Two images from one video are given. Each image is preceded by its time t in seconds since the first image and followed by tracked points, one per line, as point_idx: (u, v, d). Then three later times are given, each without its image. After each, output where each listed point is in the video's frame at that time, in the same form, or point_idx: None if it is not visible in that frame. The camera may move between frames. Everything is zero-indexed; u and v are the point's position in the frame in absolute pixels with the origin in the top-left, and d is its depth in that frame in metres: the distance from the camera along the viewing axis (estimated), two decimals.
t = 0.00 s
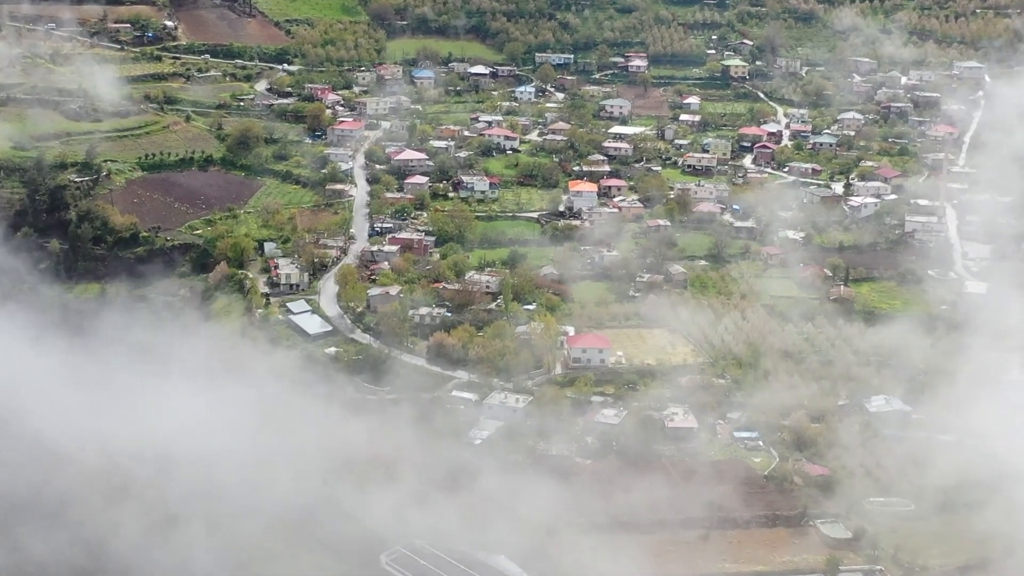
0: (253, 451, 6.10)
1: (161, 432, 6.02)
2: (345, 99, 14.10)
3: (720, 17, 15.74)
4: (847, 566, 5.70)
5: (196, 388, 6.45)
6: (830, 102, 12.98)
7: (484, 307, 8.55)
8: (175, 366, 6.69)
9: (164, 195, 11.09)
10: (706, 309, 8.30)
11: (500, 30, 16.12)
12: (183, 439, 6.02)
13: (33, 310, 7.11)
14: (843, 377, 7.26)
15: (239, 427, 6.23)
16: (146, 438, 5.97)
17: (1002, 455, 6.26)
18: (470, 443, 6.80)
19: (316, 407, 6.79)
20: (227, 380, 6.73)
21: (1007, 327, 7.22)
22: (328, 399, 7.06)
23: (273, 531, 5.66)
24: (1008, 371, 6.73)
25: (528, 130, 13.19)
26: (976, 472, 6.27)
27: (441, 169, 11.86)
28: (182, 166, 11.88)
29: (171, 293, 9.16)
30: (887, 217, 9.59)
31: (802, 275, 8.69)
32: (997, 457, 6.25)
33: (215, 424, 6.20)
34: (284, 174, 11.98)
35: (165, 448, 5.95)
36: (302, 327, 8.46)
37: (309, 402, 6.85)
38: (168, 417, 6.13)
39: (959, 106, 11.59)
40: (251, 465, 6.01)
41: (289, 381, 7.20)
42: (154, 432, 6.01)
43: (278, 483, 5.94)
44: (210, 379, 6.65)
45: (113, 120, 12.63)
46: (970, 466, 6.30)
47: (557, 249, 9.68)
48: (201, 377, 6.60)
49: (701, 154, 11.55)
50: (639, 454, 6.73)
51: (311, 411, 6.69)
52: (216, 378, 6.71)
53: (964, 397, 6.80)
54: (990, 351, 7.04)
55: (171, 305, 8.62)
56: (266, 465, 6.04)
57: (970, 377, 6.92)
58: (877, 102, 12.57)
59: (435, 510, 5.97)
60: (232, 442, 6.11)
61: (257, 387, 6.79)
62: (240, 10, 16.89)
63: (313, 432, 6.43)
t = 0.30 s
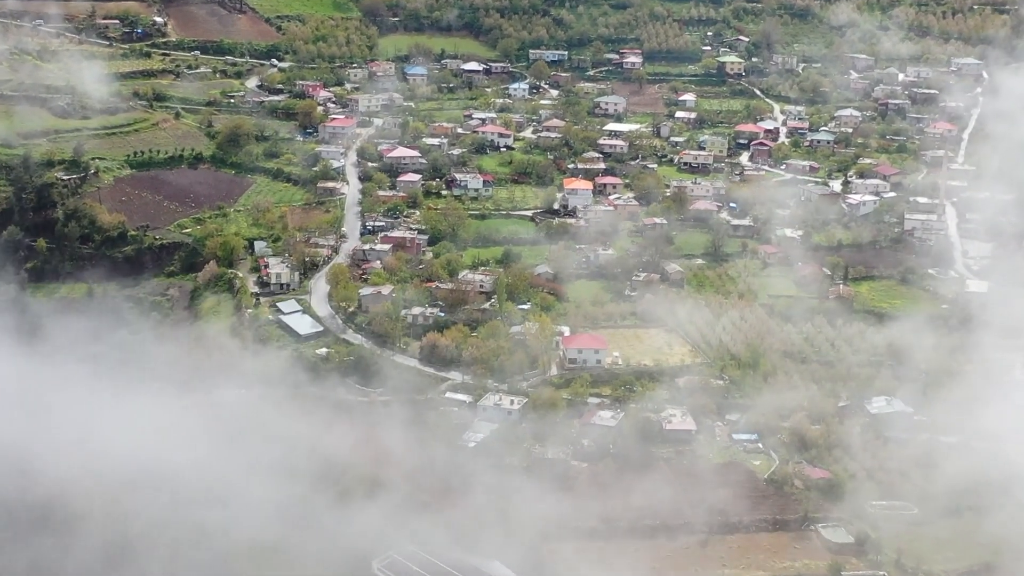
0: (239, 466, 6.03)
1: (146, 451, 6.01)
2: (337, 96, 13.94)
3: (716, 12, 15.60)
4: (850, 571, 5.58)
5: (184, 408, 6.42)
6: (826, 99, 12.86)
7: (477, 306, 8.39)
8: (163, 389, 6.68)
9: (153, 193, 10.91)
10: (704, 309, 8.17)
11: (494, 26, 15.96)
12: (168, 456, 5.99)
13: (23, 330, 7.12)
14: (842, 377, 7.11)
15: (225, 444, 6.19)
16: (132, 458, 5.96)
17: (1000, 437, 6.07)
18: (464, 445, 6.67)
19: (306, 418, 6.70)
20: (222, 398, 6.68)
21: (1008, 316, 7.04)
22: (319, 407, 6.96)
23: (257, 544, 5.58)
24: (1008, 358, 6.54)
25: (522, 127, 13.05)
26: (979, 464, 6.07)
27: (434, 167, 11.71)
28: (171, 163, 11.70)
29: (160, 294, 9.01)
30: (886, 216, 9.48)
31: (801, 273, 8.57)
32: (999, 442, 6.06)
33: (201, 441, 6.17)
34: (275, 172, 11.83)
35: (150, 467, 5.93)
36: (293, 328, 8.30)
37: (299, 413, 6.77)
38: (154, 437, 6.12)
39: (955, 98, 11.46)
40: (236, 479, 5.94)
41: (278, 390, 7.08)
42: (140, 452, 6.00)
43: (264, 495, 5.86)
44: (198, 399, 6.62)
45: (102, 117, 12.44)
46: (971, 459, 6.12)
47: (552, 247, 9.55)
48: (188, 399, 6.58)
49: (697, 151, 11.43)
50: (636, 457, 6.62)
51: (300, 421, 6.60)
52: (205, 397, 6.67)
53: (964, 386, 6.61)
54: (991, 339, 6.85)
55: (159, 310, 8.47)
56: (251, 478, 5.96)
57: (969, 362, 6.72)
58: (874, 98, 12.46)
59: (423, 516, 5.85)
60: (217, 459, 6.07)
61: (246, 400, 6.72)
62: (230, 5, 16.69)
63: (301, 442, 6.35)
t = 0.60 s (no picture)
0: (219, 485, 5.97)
1: (134, 464, 5.96)
2: (327, 93, 13.77)
3: (710, 9, 15.48)
4: None
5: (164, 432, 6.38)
6: (822, 96, 12.72)
7: (470, 306, 8.24)
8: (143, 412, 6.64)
9: (141, 191, 10.73)
10: (700, 308, 8.03)
11: (485, 22, 15.81)
12: (155, 472, 5.96)
13: None
14: (841, 377, 6.91)
15: (211, 464, 6.17)
16: (124, 467, 5.94)
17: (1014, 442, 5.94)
18: (457, 449, 6.56)
19: (289, 437, 6.61)
20: (217, 418, 6.73)
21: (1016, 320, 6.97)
22: (305, 425, 6.85)
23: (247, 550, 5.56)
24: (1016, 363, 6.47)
25: (514, 124, 12.89)
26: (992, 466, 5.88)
27: (425, 165, 11.56)
28: (158, 161, 11.52)
29: (145, 294, 8.81)
30: (885, 213, 9.31)
31: (798, 272, 8.42)
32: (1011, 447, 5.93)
33: (182, 462, 6.12)
34: (264, 170, 11.66)
35: (138, 479, 5.88)
36: (282, 329, 8.13)
37: (282, 431, 6.68)
38: (135, 453, 6.06)
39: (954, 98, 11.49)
40: (216, 498, 5.89)
41: (262, 407, 6.96)
42: (132, 462, 5.98)
43: (245, 512, 5.78)
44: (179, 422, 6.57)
45: (88, 113, 12.25)
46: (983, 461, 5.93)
47: (546, 246, 9.41)
48: (168, 422, 6.53)
49: (692, 148, 11.29)
50: (631, 461, 6.44)
51: (282, 441, 6.53)
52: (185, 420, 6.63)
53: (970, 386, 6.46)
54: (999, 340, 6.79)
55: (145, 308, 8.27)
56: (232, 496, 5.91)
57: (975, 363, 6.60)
58: (870, 95, 12.34)
59: (409, 529, 5.75)
60: (204, 475, 6.05)
61: (228, 424, 6.67)
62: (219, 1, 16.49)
63: (287, 461, 6.33)
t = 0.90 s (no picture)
0: (189, 504, 5.77)
1: (114, 473, 5.85)
2: (315, 91, 13.59)
3: (702, 5, 15.35)
4: None
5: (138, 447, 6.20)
6: (815, 92, 12.60)
7: (460, 306, 8.09)
8: (118, 421, 6.44)
9: (126, 190, 10.54)
10: (694, 307, 7.90)
11: (475, 19, 15.64)
12: (135, 481, 5.85)
13: None
14: (838, 378, 6.76)
15: (192, 472, 6.06)
16: (103, 474, 5.81)
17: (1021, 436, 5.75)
18: (447, 452, 6.40)
19: (269, 448, 6.41)
20: (199, 426, 6.60)
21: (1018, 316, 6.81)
22: (291, 433, 6.66)
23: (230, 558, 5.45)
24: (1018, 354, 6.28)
25: (504, 121, 12.74)
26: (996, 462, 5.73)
27: (414, 163, 11.40)
28: (143, 159, 11.33)
29: (129, 294, 8.62)
30: (880, 211, 9.20)
31: (793, 270, 8.29)
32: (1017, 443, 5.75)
33: (163, 471, 6.01)
34: (251, 168, 11.48)
35: (119, 487, 5.76)
36: (269, 329, 7.95)
37: (264, 441, 6.48)
38: (115, 462, 5.94)
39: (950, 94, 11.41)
40: (199, 505, 5.78)
41: (244, 416, 6.75)
42: (111, 471, 5.86)
43: (216, 533, 5.59)
44: (154, 436, 6.38)
45: (72, 111, 12.05)
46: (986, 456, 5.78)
47: (537, 245, 9.27)
48: (146, 432, 6.41)
49: (684, 146, 11.16)
50: (624, 465, 6.28)
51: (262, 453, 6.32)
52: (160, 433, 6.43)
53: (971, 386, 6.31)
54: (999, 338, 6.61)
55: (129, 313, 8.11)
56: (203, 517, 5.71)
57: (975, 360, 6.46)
58: (864, 92, 12.23)
59: (389, 540, 5.55)
60: (186, 484, 5.94)
61: (205, 437, 6.47)
62: None
63: (271, 465, 6.21)
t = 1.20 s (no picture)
0: (161, 522, 5.60)
1: (94, 482, 5.75)
2: (299, 88, 13.41)
3: (690, 1, 15.25)
4: None
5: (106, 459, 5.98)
6: (805, 89, 12.50)
7: (447, 306, 7.94)
8: (87, 429, 6.21)
9: (106, 188, 10.34)
10: (684, 307, 7.77)
11: (461, 15, 15.49)
12: (116, 488, 5.74)
13: None
14: (832, 379, 6.63)
15: (176, 475, 5.94)
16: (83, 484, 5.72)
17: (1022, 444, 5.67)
18: (434, 455, 6.25)
19: (248, 452, 6.21)
20: (184, 424, 6.45)
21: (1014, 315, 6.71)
22: (274, 436, 6.47)
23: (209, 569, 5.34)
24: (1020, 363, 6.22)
25: (491, 118, 12.60)
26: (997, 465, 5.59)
27: (399, 160, 11.25)
28: (125, 157, 11.13)
29: (109, 295, 8.42)
30: (872, 209, 9.10)
31: (785, 268, 8.17)
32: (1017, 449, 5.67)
33: (145, 475, 5.90)
34: (235, 166, 11.30)
35: (98, 496, 5.66)
36: (252, 330, 7.78)
37: (242, 445, 6.28)
38: (96, 470, 5.84)
39: (941, 92, 11.34)
40: (181, 510, 5.67)
41: (224, 420, 6.56)
42: (92, 480, 5.76)
43: (189, 551, 5.44)
44: (127, 446, 6.19)
45: (52, 109, 11.83)
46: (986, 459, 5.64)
47: (524, 244, 9.13)
48: (129, 434, 6.28)
49: (673, 143, 11.05)
50: (615, 467, 6.13)
51: (238, 458, 6.11)
52: (131, 443, 6.21)
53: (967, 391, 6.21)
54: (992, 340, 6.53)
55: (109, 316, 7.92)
56: (173, 538, 5.51)
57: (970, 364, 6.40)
58: (854, 89, 12.14)
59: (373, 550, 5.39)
60: (169, 487, 5.82)
61: (179, 443, 6.25)
62: None
63: (255, 465, 6.05)
